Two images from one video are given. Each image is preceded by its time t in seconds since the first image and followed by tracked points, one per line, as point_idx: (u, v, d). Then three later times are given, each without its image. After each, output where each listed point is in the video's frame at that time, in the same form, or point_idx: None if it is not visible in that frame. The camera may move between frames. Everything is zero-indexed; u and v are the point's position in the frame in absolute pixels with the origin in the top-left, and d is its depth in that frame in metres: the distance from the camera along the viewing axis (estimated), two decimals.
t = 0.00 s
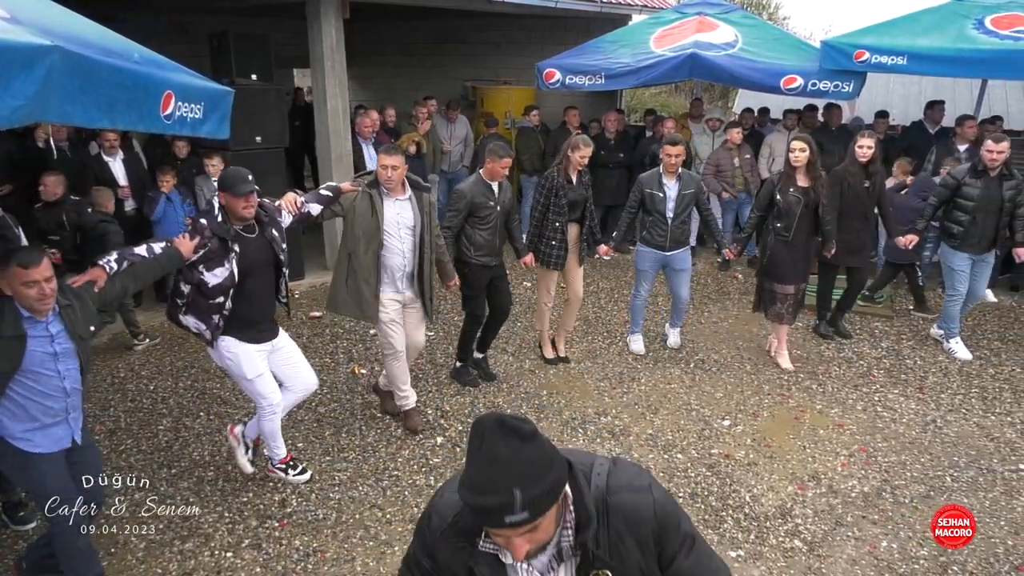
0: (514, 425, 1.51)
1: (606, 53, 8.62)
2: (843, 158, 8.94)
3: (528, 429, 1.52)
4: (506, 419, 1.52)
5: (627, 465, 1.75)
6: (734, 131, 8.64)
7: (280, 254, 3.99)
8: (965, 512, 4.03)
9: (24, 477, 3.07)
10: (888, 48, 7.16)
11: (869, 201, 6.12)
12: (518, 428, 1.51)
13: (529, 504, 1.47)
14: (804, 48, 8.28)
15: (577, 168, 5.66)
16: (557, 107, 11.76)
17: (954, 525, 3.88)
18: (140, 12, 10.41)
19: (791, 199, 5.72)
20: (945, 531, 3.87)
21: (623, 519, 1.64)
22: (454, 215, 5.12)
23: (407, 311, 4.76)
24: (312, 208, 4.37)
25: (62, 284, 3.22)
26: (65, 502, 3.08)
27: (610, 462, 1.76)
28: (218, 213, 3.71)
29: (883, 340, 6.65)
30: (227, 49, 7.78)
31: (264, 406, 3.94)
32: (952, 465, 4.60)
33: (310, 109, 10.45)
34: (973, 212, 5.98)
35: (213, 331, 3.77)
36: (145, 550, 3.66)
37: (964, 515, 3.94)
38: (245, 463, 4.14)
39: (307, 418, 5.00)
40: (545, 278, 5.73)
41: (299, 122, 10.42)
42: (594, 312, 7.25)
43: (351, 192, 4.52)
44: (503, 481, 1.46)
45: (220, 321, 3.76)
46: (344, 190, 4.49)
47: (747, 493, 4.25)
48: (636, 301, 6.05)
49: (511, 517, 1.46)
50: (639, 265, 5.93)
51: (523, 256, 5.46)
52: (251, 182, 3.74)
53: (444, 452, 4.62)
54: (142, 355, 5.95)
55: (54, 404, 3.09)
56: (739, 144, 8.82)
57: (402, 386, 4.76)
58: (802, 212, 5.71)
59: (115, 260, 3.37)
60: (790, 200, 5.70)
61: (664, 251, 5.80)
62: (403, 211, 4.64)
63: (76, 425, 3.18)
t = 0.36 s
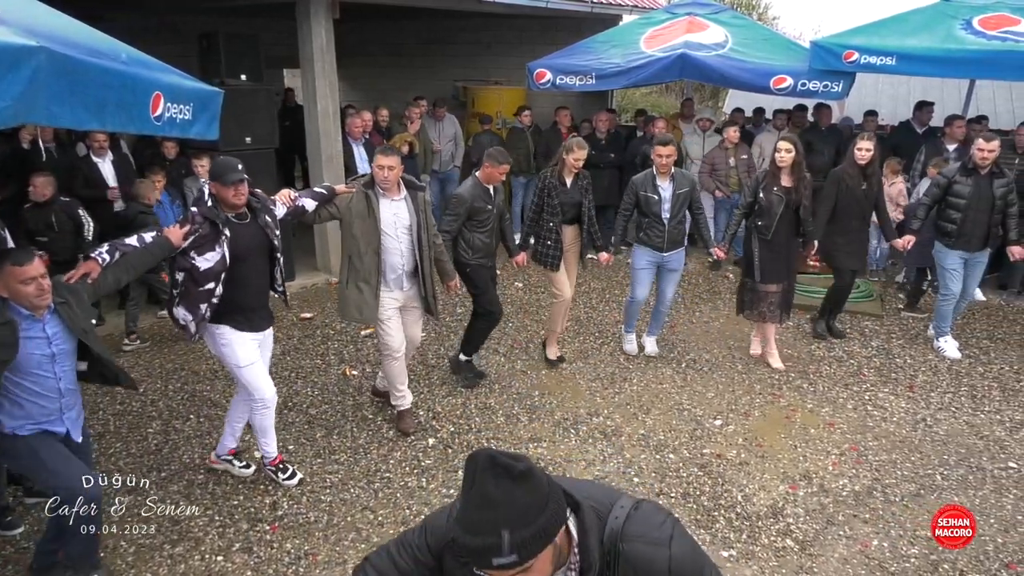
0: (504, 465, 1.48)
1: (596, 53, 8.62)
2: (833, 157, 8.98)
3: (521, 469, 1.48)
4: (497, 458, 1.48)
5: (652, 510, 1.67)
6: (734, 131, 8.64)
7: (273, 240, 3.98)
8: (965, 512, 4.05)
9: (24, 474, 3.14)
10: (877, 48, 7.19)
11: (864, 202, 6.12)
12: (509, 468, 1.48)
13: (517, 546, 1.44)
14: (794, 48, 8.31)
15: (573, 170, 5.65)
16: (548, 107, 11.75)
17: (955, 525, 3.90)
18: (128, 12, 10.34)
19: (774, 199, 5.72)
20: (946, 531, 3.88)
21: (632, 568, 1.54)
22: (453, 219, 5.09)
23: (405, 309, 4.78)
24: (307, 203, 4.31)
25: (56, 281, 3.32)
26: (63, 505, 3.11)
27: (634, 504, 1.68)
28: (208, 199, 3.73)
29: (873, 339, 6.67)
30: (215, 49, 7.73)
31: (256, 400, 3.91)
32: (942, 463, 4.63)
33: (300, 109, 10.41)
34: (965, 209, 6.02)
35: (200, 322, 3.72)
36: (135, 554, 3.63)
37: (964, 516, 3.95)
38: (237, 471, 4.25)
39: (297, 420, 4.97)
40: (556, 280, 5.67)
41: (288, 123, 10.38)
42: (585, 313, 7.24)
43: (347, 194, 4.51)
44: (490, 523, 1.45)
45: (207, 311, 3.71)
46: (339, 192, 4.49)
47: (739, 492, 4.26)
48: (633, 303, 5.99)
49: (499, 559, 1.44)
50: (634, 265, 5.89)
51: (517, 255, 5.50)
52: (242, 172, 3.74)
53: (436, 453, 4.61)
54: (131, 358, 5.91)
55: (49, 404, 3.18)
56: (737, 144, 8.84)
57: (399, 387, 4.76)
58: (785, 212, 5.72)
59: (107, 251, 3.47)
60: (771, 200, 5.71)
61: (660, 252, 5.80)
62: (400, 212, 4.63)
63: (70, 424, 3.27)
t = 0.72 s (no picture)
0: (502, 463, 1.47)
1: (587, 53, 8.62)
2: (822, 157, 9.02)
3: (518, 466, 1.48)
4: (495, 456, 1.48)
5: (655, 524, 1.63)
6: (734, 131, 8.73)
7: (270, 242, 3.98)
8: (965, 512, 4.04)
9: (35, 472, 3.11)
10: (865, 49, 7.22)
11: (857, 201, 6.13)
12: (507, 465, 1.47)
13: (515, 545, 1.42)
14: (783, 48, 8.34)
15: (570, 167, 5.63)
16: (539, 107, 11.75)
17: (954, 525, 3.89)
18: (115, 12, 10.27)
19: (757, 193, 5.72)
20: (945, 531, 3.88)
21: None
22: (455, 218, 5.09)
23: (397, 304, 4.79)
24: (301, 203, 4.31)
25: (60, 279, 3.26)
26: (65, 502, 3.12)
27: (637, 518, 1.65)
28: (207, 204, 3.74)
29: (863, 338, 6.70)
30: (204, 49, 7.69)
31: (254, 396, 3.94)
32: (932, 461, 4.65)
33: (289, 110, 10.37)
34: (959, 209, 6.04)
35: (207, 322, 3.76)
36: (125, 558, 3.61)
37: (963, 515, 3.95)
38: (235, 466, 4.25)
39: (288, 421, 4.95)
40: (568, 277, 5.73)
41: (278, 123, 10.33)
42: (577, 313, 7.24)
43: (340, 189, 4.51)
44: (489, 519, 1.44)
45: (214, 311, 3.75)
46: (333, 188, 4.48)
47: (730, 492, 4.27)
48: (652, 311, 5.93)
49: (497, 558, 1.42)
50: (641, 270, 5.85)
51: (517, 257, 5.48)
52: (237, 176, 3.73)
53: (427, 454, 4.60)
54: (120, 360, 5.88)
55: (57, 401, 3.11)
56: (738, 144, 8.90)
57: (396, 373, 4.83)
58: (768, 207, 5.74)
59: (109, 253, 3.40)
60: (755, 195, 5.71)
61: (662, 253, 5.78)
62: (393, 207, 4.62)
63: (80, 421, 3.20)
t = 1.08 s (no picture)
0: (489, 482, 1.47)
1: (576, 53, 8.63)
2: (810, 156, 9.06)
3: (504, 484, 1.47)
4: (481, 476, 1.48)
5: (646, 540, 1.63)
6: (732, 131, 8.82)
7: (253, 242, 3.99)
8: (965, 512, 4.05)
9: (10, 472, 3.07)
10: (852, 49, 7.26)
11: (846, 201, 6.16)
12: (493, 482, 1.47)
13: (505, 563, 1.41)
14: (771, 48, 8.38)
15: (552, 164, 5.65)
16: (528, 108, 11.76)
17: (955, 525, 3.90)
18: (102, 12, 10.20)
19: (735, 198, 5.75)
20: (946, 531, 3.89)
21: None
22: (440, 215, 5.11)
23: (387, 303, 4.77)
24: (285, 207, 4.27)
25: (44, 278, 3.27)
26: (65, 503, 3.04)
27: (628, 534, 1.65)
28: (191, 202, 3.71)
29: (851, 336, 6.74)
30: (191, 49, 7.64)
31: (241, 400, 3.89)
32: (920, 459, 4.68)
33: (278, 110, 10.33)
34: (945, 207, 6.10)
35: (185, 324, 3.70)
36: (113, 562, 3.58)
37: (964, 516, 3.97)
38: (234, 467, 4.27)
39: (278, 423, 4.93)
40: (555, 274, 5.72)
41: (267, 123, 10.29)
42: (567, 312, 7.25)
43: (323, 194, 4.50)
44: (476, 540, 1.43)
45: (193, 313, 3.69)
46: (316, 192, 4.48)
47: (721, 490, 4.28)
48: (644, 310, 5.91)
49: None
50: (628, 268, 5.87)
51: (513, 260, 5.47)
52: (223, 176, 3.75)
53: (417, 455, 4.59)
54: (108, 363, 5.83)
55: (32, 404, 3.10)
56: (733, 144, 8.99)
57: (385, 378, 4.89)
58: (747, 210, 5.77)
59: (93, 250, 3.42)
60: (735, 198, 5.75)
61: (650, 252, 5.80)
62: (377, 208, 4.60)
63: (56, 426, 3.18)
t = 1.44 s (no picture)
0: (464, 502, 1.51)
1: (565, 53, 8.64)
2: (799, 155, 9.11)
3: (480, 505, 1.51)
4: (456, 497, 1.52)
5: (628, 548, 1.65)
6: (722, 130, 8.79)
7: (228, 239, 3.94)
8: (967, 513, 4.05)
9: None
10: (840, 49, 7.30)
11: (829, 196, 6.22)
12: (468, 506, 1.51)
13: None
14: (760, 49, 8.41)
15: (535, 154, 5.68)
16: (518, 107, 11.76)
17: (955, 526, 3.90)
18: (89, 12, 10.13)
19: (724, 193, 5.77)
20: (946, 531, 3.88)
21: None
22: (420, 208, 5.14)
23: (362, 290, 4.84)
24: (264, 199, 4.25)
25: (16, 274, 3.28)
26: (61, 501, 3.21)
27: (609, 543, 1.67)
28: (163, 198, 3.67)
29: (840, 335, 6.77)
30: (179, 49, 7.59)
31: (211, 396, 3.85)
32: (908, 456, 4.70)
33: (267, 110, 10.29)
34: (925, 201, 6.15)
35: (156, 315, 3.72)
36: (101, 565, 3.55)
37: (963, 516, 3.96)
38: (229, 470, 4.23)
39: (268, 424, 4.92)
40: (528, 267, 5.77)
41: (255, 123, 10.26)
42: (557, 312, 7.26)
43: (304, 184, 4.49)
44: (456, 562, 1.46)
45: (164, 306, 3.70)
46: (295, 182, 4.45)
47: (711, 488, 4.30)
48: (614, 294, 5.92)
49: None
50: (603, 254, 5.88)
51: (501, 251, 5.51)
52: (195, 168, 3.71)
53: (408, 456, 4.58)
54: (95, 364, 5.79)
55: (7, 400, 3.08)
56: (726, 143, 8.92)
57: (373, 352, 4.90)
58: (736, 206, 5.79)
59: (65, 247, 3.43)
60: (723, 194, 5.76)
61: (626, 241, 5.82)
62: (358, 198, 4.66)
63: (29, 420, 3.18)
